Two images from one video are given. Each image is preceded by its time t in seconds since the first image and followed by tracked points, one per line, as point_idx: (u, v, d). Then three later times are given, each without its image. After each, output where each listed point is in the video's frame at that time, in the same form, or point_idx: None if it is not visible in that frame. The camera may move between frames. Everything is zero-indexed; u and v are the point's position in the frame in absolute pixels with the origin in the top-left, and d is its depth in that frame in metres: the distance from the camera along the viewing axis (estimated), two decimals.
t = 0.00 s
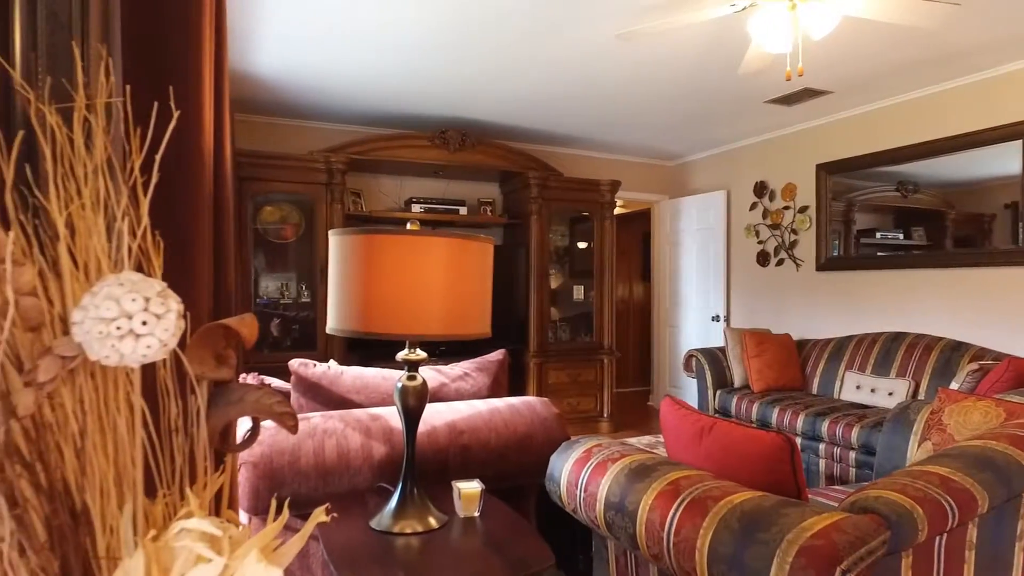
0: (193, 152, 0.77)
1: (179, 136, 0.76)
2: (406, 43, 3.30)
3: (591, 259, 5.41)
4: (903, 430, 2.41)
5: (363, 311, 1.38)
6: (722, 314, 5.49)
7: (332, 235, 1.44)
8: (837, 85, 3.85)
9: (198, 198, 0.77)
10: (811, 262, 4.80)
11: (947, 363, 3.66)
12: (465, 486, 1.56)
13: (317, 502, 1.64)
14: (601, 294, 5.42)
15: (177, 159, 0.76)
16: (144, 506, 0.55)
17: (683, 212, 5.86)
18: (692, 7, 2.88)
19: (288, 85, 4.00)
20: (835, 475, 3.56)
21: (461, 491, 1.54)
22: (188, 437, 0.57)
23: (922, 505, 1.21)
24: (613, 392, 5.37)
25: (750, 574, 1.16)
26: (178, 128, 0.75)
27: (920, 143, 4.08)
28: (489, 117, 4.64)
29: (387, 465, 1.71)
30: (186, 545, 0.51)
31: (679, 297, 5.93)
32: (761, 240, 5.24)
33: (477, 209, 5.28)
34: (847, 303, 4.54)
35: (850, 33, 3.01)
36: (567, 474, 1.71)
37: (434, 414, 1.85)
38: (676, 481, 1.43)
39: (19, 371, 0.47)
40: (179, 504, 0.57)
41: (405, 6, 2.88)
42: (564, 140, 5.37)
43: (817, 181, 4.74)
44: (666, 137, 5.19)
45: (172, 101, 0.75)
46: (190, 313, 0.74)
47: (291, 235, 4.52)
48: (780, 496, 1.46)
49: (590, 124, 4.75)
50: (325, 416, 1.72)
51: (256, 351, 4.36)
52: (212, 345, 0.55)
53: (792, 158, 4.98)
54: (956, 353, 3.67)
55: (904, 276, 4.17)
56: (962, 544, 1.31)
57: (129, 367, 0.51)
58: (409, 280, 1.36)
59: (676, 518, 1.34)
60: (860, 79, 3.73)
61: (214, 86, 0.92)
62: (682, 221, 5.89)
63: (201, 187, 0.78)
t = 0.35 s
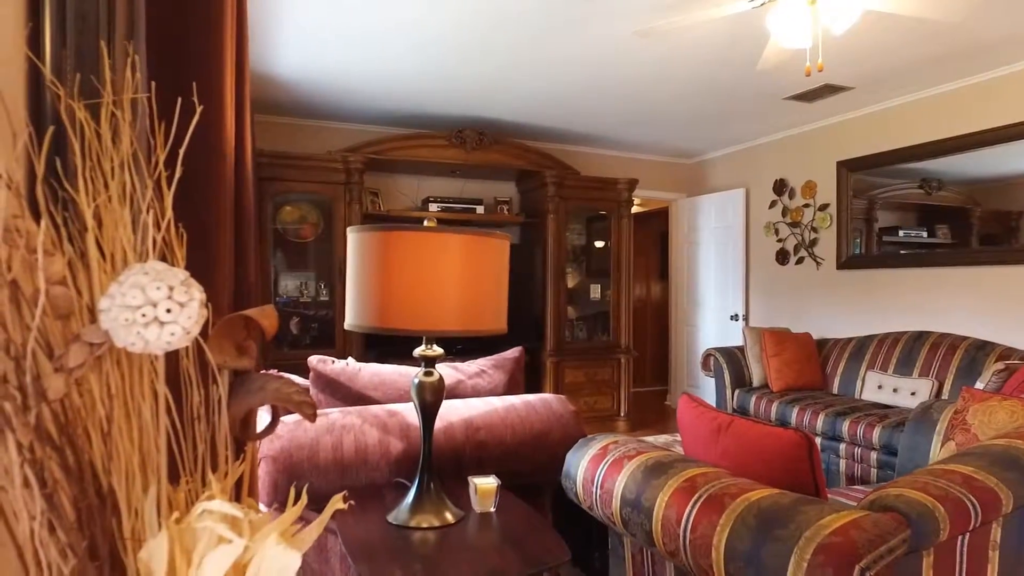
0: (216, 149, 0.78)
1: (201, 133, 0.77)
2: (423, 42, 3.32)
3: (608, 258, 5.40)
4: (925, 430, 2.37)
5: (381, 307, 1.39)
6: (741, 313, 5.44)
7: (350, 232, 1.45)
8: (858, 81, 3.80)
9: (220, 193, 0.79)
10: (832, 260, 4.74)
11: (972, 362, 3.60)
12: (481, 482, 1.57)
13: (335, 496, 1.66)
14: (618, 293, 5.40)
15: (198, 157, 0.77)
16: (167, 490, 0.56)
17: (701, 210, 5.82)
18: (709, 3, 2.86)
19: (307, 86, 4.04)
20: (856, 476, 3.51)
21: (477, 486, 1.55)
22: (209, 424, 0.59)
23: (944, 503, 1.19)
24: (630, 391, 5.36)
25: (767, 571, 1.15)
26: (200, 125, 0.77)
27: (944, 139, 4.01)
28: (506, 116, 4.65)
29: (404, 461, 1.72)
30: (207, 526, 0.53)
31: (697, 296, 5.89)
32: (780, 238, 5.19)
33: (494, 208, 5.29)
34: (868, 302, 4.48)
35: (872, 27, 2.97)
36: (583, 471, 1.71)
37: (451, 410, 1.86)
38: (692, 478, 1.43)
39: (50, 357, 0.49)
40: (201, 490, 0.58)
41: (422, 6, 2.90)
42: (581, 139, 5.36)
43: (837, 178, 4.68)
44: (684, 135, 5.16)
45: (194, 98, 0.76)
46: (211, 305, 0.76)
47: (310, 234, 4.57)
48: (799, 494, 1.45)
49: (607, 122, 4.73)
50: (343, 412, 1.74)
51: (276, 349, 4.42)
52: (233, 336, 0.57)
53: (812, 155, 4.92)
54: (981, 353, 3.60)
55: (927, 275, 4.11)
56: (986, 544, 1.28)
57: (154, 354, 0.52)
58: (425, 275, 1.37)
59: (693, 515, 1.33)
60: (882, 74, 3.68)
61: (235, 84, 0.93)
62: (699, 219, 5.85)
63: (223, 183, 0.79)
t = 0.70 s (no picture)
0: (222, 137, 0.79)
1: (208, 121, 0.78)
2: (429, 39, 3.32)
3: (613, 255, 5.40)
4: (933, 426, 2.36)
5: (386, 300, 1.40)
6: (747, 310, 5.43)
7: (356, 226, 1.46)
8: (865, 77, 3.78)
9: (227, 181, 0.80)
10: (838, 258, 4.72)
11: (979, 360, 3.57)
12: (486, 475, 1.57)
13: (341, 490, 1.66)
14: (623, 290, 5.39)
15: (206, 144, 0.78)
16: (176, 470, 0.57)
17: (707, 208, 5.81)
18: None
19: (314, 84, 4.05)
20: (863, 474, 3.50)
21: (482, 480, 1.55)
22: (217, 406, 0.59)
23: (950, 496, 1.18)
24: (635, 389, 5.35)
25: (772, 564, 1.15)
26: (208, 113, 0.78)
27: (952, 136, 3.98)
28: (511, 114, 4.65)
29: (410, 454, 1.73)
30: (214, 501, 0.53)
31: (702, 294, 5.88)
32: (787, 235, 5.17)
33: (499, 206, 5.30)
34: (876, 299, 4.46)
35: (879, 22, 2.95)
36: (588, 465, 1.72)
37: (456, 404, 1.86)
38: (697, 472, 1.43)
39: (61, 335, 0.50)
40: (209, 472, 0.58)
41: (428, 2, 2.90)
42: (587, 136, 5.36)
43: (844, 175, 4.66)
44: (690, 132, 5.15)
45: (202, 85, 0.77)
46: (219, 291, 0.77)
47: (317, 232, 4.59)
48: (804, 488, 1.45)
49: (613, 120, 4.73)
50: (349, 406, 1.75)
51: (282, 346, 4.44)
52: (240, 321, 0.57)
53: (818, 152, 4.90)
54: (989, 350, 3.58)
55: (935, 272, 4.08)
56: (993, 537, 1.28)
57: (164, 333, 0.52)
58: (430, 267, 1.38)
59: (698, 508, 1.33)
60: (889, 70, 3.66)
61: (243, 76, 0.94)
62: (705, 217, 5.84)
63: (230, 171, 0.80)
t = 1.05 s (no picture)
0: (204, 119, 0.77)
1: (190, 105, 0.76)
2: (426, 35, 3.28)
3: (613, 254, 5.35)
4: (940, 427, 2.30)
5: (379, 297, 1.35)
6: (748, 309, 5.38)
7: (347, 220, 1.41)
8: (869, 73, 3.73)
9: (197, 169, 0.76)
10: (841, 257, 4.68)
11: (984, 360, 3.53)
12: (482, 478, 1.52)
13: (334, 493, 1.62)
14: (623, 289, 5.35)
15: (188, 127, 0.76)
16: (129, 481, 0.53)
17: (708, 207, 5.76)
18: None
19: (310, 80, 4.01)
20: (866, 475, 3.45)
21: (478, 483, 1.50)
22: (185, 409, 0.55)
23: (965, 502, 1.13)
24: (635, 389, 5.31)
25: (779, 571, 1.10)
26: (188, 96, 0.75)
27: (956, 133, 3.94)
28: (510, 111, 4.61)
29: (404, 456, 1.68)
30: (162, 522, 0.49)
31: (703, 293, 5.83)
32: (789, 234, 5.13)
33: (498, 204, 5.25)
34: (878, 298, 4.41)
35: (884, 16, 2.90)
36: (588, 467, 1.69)
37: (453, 405, 1.82)
38: (700, 475, 1.39)
39: None
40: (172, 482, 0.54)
41: None
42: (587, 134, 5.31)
43: (847, 173, 4.61)
44: (691, 130, 5.10)
45: (173, 60, 0.73)
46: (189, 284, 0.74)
47: (314, 230, 4.54)
48: (810, 491, 1.40)
49: (613, 117, 4.69)
50: (342, 406, 1.70)
51: (278, 345, 4.39)
52: (208, 316, 0.53)
53: (821, 150, 4.85)
54: (994, 350, 3.53)
55: (938, 271, 4.04)
56: (1007, 544, 1.23)
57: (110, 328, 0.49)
58: (425, 263, 1.33)
59: (701, 512, 1.29)
60: (893, 66, 3.61)
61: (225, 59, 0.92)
62: (707, 215, 5.79)
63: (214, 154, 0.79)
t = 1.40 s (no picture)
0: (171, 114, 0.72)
1: (153, 100, 0.71)
2: (417, 31, 3.20)
3: (607, 254, 5.29)
4: (942, 433, 2.29)
5: (366, 302, 1.28)
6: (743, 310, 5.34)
7: (333, 219, 1.34)
8: (866, 72, 3.69)
9: (154, 166, 0.71)
10: (836, 257, 4.64)
11: (983, 362, 3.49)
12: (475, 491, 1.45)
13: (319, 506, 1.54)
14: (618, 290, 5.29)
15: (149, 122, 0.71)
16: (40, 534, 0.48)
17: (703, 207, 5.71)
18: None
19: (299, 77, 3.92)
20: (865, 478, 3.41)
21: (471, 496, 1.44)
22: (123, 440, 0.50)
23: (984, 518, 1.08)
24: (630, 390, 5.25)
25: None
26: (143, 87, 0.70)
27: (951, 133, 3.90)
28: (502, 109, 4.54)
29: (393, 467, 1.61)
30: None
31: (698, 293, 5.78)
32: (784, 234, 5.09)
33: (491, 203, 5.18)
34: (874, 300, 4.37)
35: (883, 13, 2.86)
36: (585, 477, 1.64)
37: (444, 412, 1.75)
38: (704, 488, 1.33)
39: None
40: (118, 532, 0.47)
41: None
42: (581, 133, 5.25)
43: (843, 173, 4.58)
44: (685, 129, 5.05)
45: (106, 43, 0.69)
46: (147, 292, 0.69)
47: (302, 230, 4.45)
48: (819, 503, 1.34)
49: (607, 116, 4.63)
50: (329, 415, 1.63)
51: (267, 347, 4.30)
52: (160, 329, 0.46)
53: (816, 149, 4.82)
54: (992, 351, 3.49)
55: (934, 271, 4.00)
56: None
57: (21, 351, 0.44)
58: (415, 265, 1.26)
59: (705, 528, 1.22)
60: (891, 65, 3.57)
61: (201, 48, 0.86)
62: (701, 215, 5.74)
63: (183, 153, 0.74)
